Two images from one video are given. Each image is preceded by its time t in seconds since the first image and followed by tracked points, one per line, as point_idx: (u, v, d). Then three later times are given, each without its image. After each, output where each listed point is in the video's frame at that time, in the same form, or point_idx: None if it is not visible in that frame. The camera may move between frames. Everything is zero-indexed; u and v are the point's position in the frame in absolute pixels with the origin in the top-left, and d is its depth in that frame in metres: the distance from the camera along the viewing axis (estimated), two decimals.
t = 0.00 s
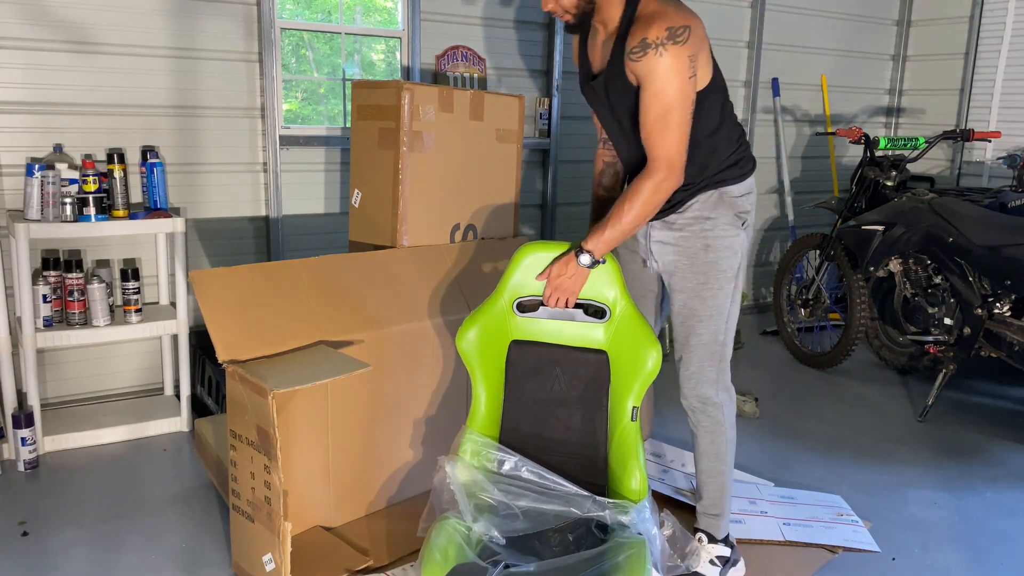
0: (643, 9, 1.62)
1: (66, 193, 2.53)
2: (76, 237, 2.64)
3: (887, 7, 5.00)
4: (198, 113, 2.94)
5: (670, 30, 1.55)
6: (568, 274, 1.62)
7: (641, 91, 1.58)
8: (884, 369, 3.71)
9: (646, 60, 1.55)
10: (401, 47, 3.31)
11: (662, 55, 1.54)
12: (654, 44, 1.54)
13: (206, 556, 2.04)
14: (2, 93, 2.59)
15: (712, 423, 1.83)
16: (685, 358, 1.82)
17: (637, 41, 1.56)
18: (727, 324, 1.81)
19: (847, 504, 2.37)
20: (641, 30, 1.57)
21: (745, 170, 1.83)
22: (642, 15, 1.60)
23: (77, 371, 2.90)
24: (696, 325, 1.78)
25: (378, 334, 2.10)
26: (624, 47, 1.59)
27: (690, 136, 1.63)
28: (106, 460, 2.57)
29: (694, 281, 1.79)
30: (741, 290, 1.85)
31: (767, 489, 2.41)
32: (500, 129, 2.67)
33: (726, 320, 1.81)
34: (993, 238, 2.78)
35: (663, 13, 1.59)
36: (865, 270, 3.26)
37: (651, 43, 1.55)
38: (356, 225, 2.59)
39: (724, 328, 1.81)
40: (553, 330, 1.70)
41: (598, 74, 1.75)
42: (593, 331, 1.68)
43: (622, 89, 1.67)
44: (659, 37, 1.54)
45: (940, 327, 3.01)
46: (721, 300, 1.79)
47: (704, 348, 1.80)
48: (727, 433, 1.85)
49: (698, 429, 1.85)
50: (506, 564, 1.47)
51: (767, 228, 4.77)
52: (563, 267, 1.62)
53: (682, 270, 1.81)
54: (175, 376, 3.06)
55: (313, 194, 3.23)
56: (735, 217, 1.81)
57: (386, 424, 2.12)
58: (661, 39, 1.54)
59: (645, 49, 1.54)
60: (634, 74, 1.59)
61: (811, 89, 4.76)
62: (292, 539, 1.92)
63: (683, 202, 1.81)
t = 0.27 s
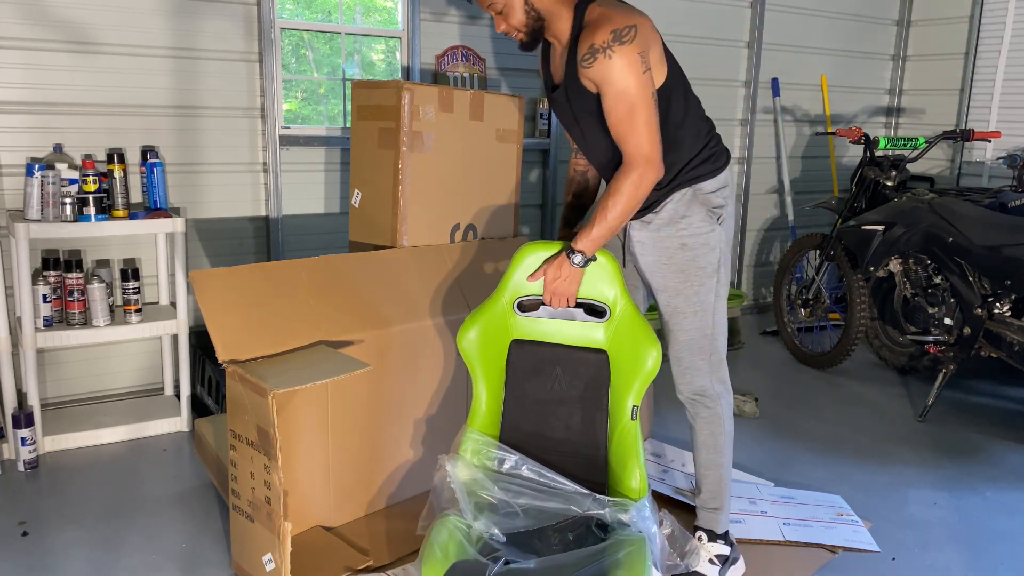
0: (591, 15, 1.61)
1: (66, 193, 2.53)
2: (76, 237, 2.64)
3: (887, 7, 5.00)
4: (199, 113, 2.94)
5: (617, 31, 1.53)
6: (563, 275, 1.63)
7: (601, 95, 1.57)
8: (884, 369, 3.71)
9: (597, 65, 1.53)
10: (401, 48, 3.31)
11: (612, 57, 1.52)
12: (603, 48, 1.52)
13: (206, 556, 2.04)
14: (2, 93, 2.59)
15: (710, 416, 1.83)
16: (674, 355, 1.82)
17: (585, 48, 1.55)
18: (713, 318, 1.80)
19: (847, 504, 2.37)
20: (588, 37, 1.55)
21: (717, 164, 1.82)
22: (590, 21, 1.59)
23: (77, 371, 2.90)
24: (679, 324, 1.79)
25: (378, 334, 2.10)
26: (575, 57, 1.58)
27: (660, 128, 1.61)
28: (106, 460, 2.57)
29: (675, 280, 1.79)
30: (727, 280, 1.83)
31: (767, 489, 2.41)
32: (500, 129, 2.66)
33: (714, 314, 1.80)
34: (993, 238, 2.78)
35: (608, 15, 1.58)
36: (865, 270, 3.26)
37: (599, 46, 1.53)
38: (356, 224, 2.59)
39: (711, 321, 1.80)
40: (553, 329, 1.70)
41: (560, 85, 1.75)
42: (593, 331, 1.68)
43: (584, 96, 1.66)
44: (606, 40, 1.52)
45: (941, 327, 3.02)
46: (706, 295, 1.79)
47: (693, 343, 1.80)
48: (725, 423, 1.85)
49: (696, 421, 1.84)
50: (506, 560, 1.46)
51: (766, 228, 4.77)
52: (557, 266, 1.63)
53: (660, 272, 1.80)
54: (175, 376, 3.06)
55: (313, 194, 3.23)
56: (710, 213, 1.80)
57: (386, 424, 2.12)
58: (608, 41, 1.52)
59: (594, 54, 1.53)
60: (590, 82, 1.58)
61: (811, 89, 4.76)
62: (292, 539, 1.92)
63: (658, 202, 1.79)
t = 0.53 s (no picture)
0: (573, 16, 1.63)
1: (66, 193, 2.53)
2: (76, 237, 2.64)
3: (887, 7, 5.00)
4: (199, 113, 2.94)
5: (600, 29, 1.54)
6: (572, 267, 1.61)
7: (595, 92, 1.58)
8: (884, 369, 3.71)
9: (585, 64, 1.54)
10: (401, 48, 3.31)
11: (598, 54, 1.53)
12: (586, 48, 1.53)
13: (206, 556, 2.04)
14: (2, 93, 2.59)
15: (704, 415, 1.83)
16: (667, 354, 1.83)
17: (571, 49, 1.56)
18: (706, 316, 1.80)
19: (847, 504, 2.37)
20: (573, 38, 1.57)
21: (712, 161, 1.82)
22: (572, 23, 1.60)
23: (77, 371, 2.90)
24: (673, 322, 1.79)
25: (378, 333, 2.10)
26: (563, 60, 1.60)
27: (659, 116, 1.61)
28: (106, 460, 2.57)
29: (669, 277, 1.79)
30: (719, 277, 1.83)
31: (768, 489, 2.41)
32: (500, 129, 2.66)
33: (707, 312, 1.80)
34: (993, 238, 2.78)
35: (590, 14, 1.59)
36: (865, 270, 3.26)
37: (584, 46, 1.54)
38: (356, 224, 2.59)
39: (705, 319, 1.80)
40: (559, 326, 1.70)
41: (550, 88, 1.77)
42: (599, 327, 1.67)
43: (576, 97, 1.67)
44: (590, 39, 1.54)
45: (941, 327, 3.02)
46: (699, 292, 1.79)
47: (686, 342, 1.80)
48: (720, 422, 1.85)
49: (692, 420, 1.85)
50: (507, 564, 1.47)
51: (766, 227, 4.77)
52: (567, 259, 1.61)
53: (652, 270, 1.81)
54: (175, 376, 3.06)
55: (313, 194, 3.23)
56: (703, 211, 1.80)
57: (385, 424, 2.12)
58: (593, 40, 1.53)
59: (580, 54, 1.54)
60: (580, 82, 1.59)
61: (811, 89, 4.76)
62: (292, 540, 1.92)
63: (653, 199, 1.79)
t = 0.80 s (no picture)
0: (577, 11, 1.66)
1: (66, 193, 2.53)
2: (76, 237, 2.64)
3: (887, 7, 5.00)
4: (199, 113, 2.94)
5: (605, 14, 1.58)
6: (590, 230, 1.60)
7: (609, 72, 1.60)
8: (884, 369, 3.71)
9: (595, 46, 1.57)
10: (401, 47, 3.31)
11: (606, 33, 1.56)
12: (593, 30, 1.57)
13: (206, 556, 2.04)
14: (2, 93, 2.60)
15: (714, 415, 1.83)
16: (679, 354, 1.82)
17: (579, 36, 1.59)
18: (720, 318, 1.79)
19: (847, 504, 2.37)
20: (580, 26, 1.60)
21: (724, 162, 1.82)
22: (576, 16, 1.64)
23: (77, 371, 2.90)
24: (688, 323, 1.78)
25: (378, 333, 2.10)
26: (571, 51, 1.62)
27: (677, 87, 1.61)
28: (107, 460, 2.57)
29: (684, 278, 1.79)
30: (733, 280, 1.82)
31: (767, 489, 2.41)
32: (500, 129, 2.66)
33: (721, 313, 1.79)
34: (993, 238, 2.78)
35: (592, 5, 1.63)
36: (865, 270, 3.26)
37: (591, 29, 1.57)
38: (356, 224, 2.59)
39: (719, 320, 1.79)
40: (576, 284, 1.70)
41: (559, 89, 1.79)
42: (618, 288, 1.66)
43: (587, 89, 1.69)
44: (597, 21, 1.57)
45: (941, 327, 3.02)
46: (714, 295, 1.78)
47: (699, 342, 1.79)
48: (729, 422, 1.85)
49: (701, 421, 1.84)
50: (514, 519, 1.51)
51: (767, 227, 4.77)
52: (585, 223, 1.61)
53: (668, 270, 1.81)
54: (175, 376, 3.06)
55: (313, 194, 3.23)
56: (717, 212, 1.80)
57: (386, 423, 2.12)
58: (600, 23, 1.57)
59: (588, 37, 1.57)
60: (592, 67, 1.61)
61: (811, 89, 4.76)
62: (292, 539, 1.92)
63: (668, 200, 1.81)
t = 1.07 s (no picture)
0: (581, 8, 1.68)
1: (66, 193, 2.53)
2: (76, 237, 2.64)
3: (887, 7, 5.00)
4: (199, 113, 2.94)
5: None
6: (613, 166, 1.60)
7: (627, 44, 1.59)
8: (884, 369, 3.71)
9: (605, 24, 1.58)
10: (400, 47, 3.31)
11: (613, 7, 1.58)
12: (602, 7, 1.59)
13: (206, 556, 2.04)
14: (2, 93, 2.60)
15: (733, 415, 1.81)
16: (702, 356, 1.80)
17: (589, 22, 1.61)
18: (743, 322, 1.77)
19: (847, 504, 2.37)
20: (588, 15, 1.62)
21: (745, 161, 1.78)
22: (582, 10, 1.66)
23: (77, 371, 2.90)
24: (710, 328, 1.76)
25: (378, 333, 2.10)
26: (584, 42, 1.64)
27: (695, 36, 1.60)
28: (107, 460, 2.57)
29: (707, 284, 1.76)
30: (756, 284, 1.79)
31: (767, 489, 2.41)
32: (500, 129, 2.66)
33: (744, 318, 1.77)
34: (993, 238, 2.77)
35: None
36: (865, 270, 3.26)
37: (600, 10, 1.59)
38: (356, 224, 2.59)
39: (741, 325, 1.77)
40: (601, 218, 1.71)
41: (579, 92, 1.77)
42: (643, 222, 1.66)
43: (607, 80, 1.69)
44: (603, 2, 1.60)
45: (941, 327, 3.03)
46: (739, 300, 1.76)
47: (722, 346, 1.77)
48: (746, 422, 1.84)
49: (717, 421, 1.83)
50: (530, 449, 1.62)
51: (767, 227, 4.77)
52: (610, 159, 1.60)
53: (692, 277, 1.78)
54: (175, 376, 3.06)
55: (313, 193, 3.23)
56: (741, 215, 1.76)
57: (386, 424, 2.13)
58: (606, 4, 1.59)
59: (598, 17, 1.59)
60: (610, 49, 1.61)
61: (811, 89, 4.76)
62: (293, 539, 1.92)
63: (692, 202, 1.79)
